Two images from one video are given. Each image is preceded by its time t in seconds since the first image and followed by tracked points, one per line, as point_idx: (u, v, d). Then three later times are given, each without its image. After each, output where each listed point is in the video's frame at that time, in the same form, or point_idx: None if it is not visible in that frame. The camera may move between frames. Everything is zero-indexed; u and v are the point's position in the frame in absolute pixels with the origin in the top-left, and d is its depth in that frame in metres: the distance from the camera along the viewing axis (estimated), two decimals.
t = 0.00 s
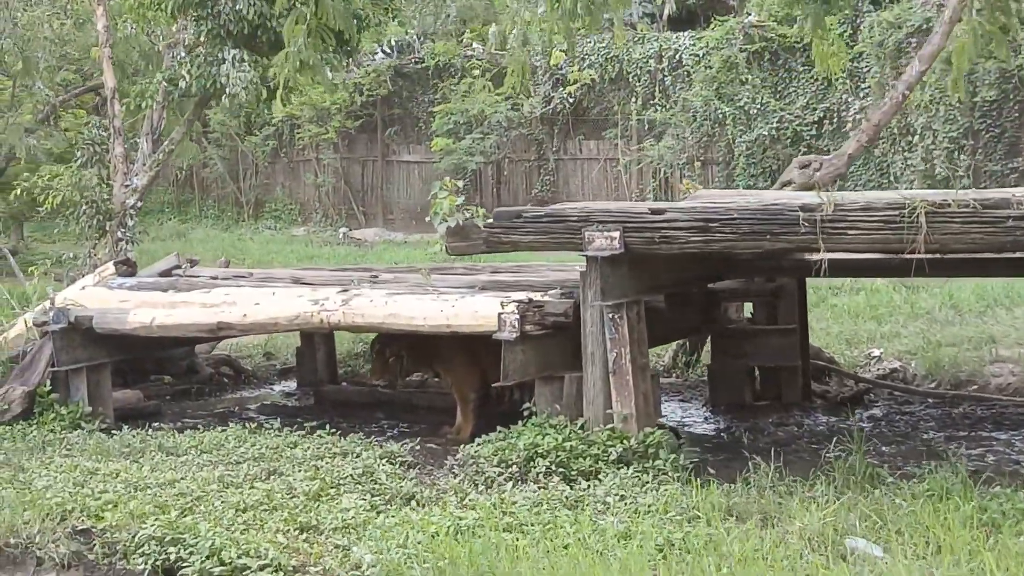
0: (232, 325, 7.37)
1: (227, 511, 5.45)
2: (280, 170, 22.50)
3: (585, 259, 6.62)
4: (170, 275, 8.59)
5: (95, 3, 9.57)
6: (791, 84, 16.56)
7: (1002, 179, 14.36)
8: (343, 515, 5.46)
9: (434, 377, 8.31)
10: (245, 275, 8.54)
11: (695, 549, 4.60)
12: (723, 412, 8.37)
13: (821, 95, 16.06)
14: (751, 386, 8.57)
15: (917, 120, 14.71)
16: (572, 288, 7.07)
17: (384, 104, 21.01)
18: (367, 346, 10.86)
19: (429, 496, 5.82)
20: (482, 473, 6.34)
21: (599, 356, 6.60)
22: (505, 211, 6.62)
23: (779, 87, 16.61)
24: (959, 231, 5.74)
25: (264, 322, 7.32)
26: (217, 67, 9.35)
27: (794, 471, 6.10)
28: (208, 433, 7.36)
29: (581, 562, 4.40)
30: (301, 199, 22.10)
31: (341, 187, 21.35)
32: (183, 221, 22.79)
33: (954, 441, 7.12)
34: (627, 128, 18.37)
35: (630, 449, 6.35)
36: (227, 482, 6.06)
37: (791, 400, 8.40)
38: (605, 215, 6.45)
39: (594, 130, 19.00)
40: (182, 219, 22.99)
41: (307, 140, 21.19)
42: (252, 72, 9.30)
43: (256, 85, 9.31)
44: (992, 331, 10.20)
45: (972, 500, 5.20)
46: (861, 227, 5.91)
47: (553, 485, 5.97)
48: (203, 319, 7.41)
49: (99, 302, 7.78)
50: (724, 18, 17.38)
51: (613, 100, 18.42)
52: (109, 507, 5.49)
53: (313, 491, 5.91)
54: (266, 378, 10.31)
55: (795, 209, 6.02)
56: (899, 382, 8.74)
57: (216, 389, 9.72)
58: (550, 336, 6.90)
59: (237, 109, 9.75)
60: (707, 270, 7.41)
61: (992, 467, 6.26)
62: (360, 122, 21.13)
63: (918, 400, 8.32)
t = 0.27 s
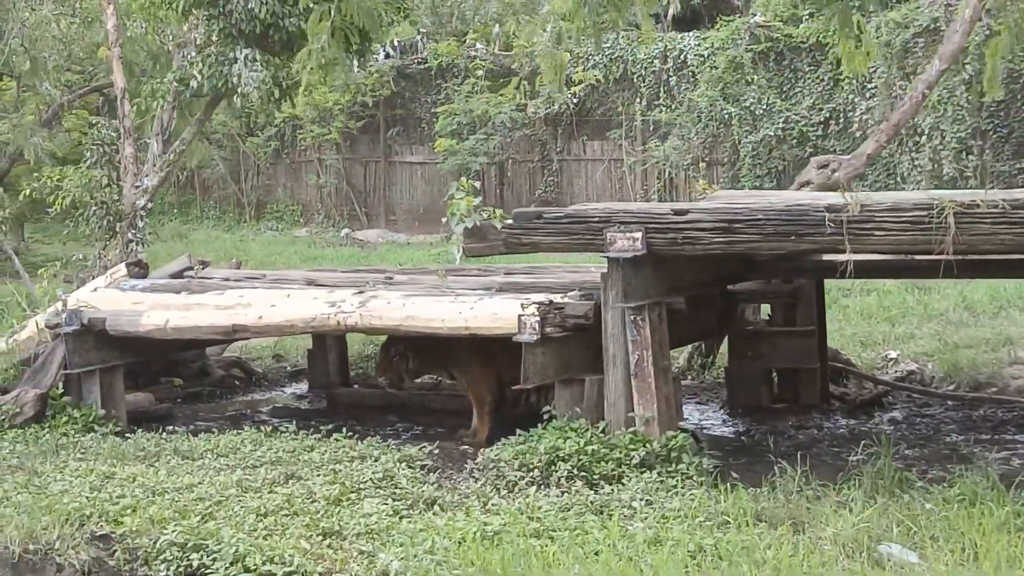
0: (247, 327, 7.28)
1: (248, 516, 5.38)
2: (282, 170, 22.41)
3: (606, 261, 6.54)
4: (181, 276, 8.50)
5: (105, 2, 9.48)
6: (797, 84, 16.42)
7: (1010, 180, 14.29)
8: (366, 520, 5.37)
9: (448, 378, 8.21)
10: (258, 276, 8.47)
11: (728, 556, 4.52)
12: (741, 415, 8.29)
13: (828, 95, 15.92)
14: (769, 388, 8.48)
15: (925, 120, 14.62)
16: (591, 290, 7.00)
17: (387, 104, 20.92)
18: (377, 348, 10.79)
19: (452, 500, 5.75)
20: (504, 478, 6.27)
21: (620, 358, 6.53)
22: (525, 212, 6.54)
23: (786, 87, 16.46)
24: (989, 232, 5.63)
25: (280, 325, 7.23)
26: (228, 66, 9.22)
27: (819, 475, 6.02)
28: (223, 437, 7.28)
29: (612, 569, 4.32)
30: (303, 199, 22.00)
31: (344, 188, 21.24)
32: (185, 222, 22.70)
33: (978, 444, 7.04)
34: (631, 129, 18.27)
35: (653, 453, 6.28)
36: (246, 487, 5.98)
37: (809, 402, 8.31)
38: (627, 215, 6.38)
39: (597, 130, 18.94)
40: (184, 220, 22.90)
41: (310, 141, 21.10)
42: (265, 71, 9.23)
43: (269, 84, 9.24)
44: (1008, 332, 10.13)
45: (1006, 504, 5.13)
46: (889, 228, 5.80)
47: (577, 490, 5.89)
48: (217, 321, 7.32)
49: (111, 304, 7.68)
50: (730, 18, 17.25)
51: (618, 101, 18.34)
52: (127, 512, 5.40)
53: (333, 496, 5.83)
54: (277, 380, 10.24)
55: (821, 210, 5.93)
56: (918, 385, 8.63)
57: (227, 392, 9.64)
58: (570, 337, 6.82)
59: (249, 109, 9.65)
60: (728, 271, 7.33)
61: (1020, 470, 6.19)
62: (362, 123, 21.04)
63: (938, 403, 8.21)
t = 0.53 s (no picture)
0: (258, 332, 7.20)
1: (265, 524, 5.30)
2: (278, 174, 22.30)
3: (623, 265, 6.46)
4: (188, 280, 8.42)
5: (111, 5, 9.42)
6: (798, 87, 16.12)
7: (1011, 183, 14.21)
8: (385, 529, 5.30)
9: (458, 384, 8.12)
10: (267, 280, 8.39)
11: (756, 566, 4.45)
12: (754, 421, 8.22)
13: (828, 99, 15.60)
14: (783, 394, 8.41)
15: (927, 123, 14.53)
16: (606, 294, 6.91)
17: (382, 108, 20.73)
18: (383, 353, 10.72)
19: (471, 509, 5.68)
20: (521, 484, 6.20)
21: (638, 364, 6.45)
22: (541, 215, 6.45)
23: (789, 88, 16.07)
24: (1014, 236, 5.57)
25: (291, 329, 7.14)
26: (236, 69, 9.18)
27: (841, 481, 5.97)
28: (234, 443, 7.21)
29: None
30: (299, 203, 21.90)
31: (341, 192, 21.13)
32: (182, 226, 22.59)
33: (996, 449, 6.99)
34: (630, 132, 18.13)
35: (672, 459, 6.20)
36: (260, 495, 5.91)
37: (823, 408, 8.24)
38: (645, 219, 6.29)
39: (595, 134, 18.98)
40: (179, 224, 22.79)
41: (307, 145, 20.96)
42: (273, 73, 9.18)
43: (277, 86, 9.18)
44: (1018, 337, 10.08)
45: None
46: (913, 232, 5.74)
47: (597, 498, 5.83)
48: (228, 325, 7.24)
49: (119, 308, 7.59)
50: (730, 21, 17.08)
51: (617, 105, 18.27)
52: (143, 520, 5.32)
53: (350, 504, 5.76)
54: (283, 385, 10.16)
55: (843, 213, 5.86)
56: (932, 390, 8.57)
57: (234, 397, 9.55)
58: (586, 343, 6.74)
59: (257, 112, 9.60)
60: (744, 276, 7.27)
61: None
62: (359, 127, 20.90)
63: (953, 408, 8.15)
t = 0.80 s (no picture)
0: (266, 338, 7.10)
1: (280, 535, 5.20)
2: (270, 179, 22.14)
3: (638, 270, 6.39)
4: (192, 286, 8.31)
5: (112, 7, 9.32)
6: (793, 92, 16.04)
7: (1008, 188, 14.13)
8: (402, 539, 5.20)
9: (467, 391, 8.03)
10: (272, 286, 8.29)
11: None
12: (765, 428, 8.14)
13: (822, 104, 15.54)
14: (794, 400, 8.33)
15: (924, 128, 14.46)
16: (620, 299, 6.83)
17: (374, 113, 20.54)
18: (384, 360, 10.61)
19: (488, 519, 5.59)
20: (536, 493, 6.11)
21: (653, 370, 6.36)
22: (556, 220, 6.40)
23: (782, 93, 16.02)
24: None
25: (299, 336, 7.04)
26: (238, 72, 9.15)
27: (861, 489, 5.88)
28: (241, 451, 7.09)
29: None
30: (291, 208, 21.74)
31: (333, 197, 20.95)
32: (173, 231, 22.42)
33: (1012, 455, 6.91)
34: (623, 136, 17.92)
35: (689, 468, 6.10)
36: (272, 504, 5.81)
37: (834, 415, 8.17)
38: (661, 224, 6.22)
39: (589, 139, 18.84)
40: (170, 229, 22.62)
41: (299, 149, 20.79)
42: (276, 76, 9.10)
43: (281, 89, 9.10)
44: None
45: None
46: (934, 237, 5.65)
47: (614, 507, 5.73)
48: (235, 332, 7.13)
49: (124, 315, 7.49)
50: (723, 25, 16.92)
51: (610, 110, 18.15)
52: (155, 530, 5.22)
53: (364, 513, 5.66)
54: (284, 392, 10.04)
55: (863, 218, 5.77)
56: (944, 397, 8.48)
57: (236, 405, 9.43)
58: (600, 350, 6.66)
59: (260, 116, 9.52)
60: (757, 282, 7.20)
61: None
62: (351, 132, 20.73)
63: (965, 415, 8.07)
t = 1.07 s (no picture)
0: (270, 346, 6.97)
1: (292, 547, 5.10)
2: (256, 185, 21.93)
3: (651, 276, 6.30)
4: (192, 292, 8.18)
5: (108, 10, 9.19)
6: (784, 98, 15.89)
7: (999, 194, 14.02)
8: (417, 550, 5.10)
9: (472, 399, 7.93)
10: (274, 292, 8.18)
11: None
12: (772, 436, 8.07)
13: (813, 110, 15.50)
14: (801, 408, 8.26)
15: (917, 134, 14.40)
16: (631, 306, 6.75)
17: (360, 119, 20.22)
18: (382, 368, 10.48)
19: (503, 530, 5.50)
20: (549, 502, 6.01)
21: (667, 378, 6.28)
22: (567, 226, 6.31)
23: (773, 99, 15.87)
24: None
25: (305, 343, 6.92)
26: (237, 76, 9.06)
27: (879, 498, 5.81)
28: (244, 460, 6.96)
29: None
30: (277, 215, 21.53)
31: (320, 204, 20.75)
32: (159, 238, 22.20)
33: None
34: (612, 142, 17.75)
35: (703, 477, 6.01)
36: (281, 515, 5.70)
37: (842, 422, 8.10)
38: (675, 229, 6.14)
39: (577, 144, 18.35)
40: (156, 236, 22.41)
41: (286, 155, 20.55)
42: (277, 80, 9.01)
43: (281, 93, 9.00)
44: None
45: None
46: (953, 243, 5.58)
47: (630, 517, 5.64)
48: (239, 339, 7.00)
49: (124, 322, 7.35)
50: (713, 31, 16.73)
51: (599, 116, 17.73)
52: (165, 542, 5.11)
53: (376, 524, 5.55)
54: (282, 400, 9.91)
55: (881, 224, 5.70)
56: (952, 404, 8.42)
57: (234, 413, 9.30)
58: (611, 358, 6.57)
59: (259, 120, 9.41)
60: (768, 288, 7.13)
61: None
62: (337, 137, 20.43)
63: (973, 422, 8.01)
